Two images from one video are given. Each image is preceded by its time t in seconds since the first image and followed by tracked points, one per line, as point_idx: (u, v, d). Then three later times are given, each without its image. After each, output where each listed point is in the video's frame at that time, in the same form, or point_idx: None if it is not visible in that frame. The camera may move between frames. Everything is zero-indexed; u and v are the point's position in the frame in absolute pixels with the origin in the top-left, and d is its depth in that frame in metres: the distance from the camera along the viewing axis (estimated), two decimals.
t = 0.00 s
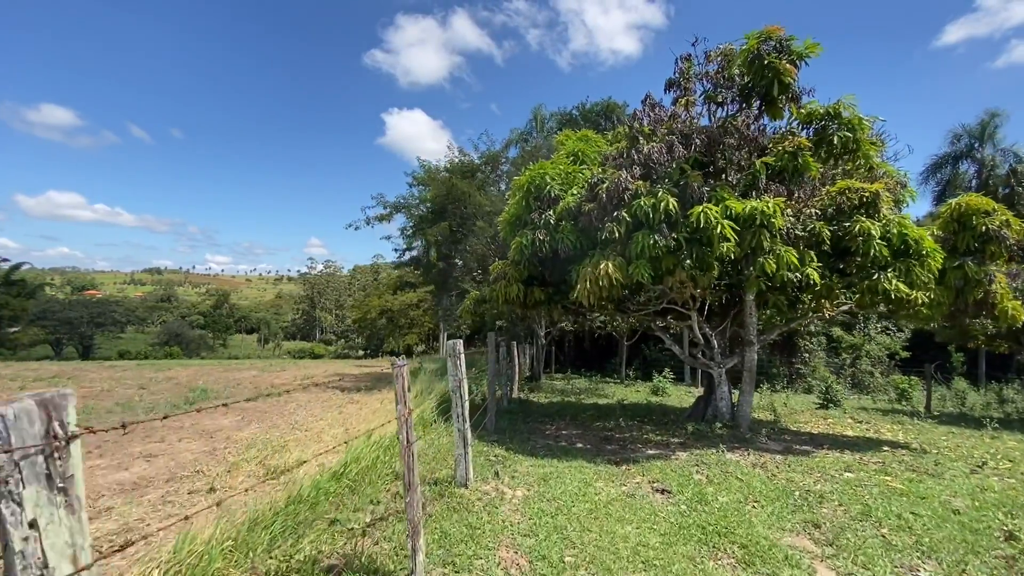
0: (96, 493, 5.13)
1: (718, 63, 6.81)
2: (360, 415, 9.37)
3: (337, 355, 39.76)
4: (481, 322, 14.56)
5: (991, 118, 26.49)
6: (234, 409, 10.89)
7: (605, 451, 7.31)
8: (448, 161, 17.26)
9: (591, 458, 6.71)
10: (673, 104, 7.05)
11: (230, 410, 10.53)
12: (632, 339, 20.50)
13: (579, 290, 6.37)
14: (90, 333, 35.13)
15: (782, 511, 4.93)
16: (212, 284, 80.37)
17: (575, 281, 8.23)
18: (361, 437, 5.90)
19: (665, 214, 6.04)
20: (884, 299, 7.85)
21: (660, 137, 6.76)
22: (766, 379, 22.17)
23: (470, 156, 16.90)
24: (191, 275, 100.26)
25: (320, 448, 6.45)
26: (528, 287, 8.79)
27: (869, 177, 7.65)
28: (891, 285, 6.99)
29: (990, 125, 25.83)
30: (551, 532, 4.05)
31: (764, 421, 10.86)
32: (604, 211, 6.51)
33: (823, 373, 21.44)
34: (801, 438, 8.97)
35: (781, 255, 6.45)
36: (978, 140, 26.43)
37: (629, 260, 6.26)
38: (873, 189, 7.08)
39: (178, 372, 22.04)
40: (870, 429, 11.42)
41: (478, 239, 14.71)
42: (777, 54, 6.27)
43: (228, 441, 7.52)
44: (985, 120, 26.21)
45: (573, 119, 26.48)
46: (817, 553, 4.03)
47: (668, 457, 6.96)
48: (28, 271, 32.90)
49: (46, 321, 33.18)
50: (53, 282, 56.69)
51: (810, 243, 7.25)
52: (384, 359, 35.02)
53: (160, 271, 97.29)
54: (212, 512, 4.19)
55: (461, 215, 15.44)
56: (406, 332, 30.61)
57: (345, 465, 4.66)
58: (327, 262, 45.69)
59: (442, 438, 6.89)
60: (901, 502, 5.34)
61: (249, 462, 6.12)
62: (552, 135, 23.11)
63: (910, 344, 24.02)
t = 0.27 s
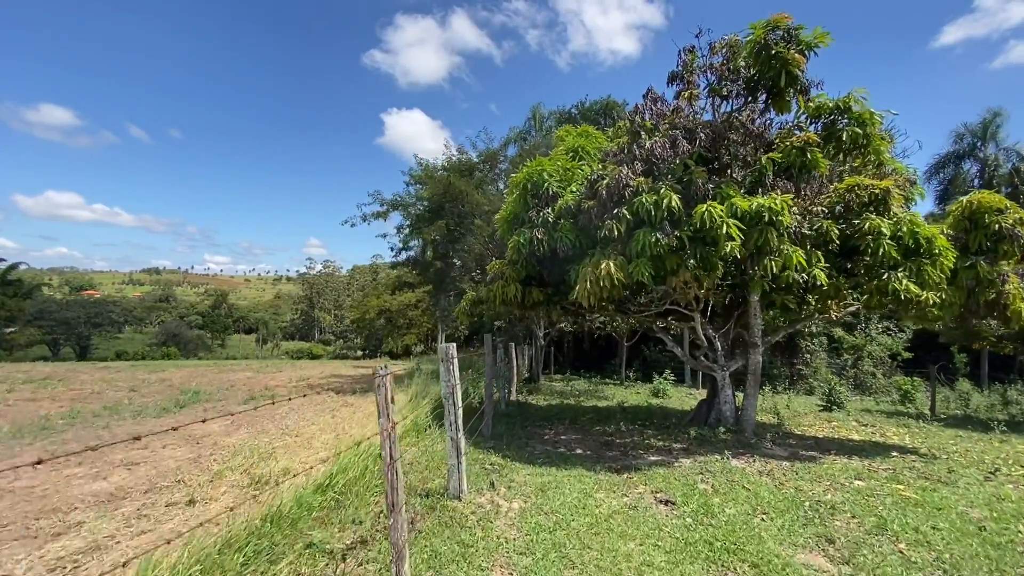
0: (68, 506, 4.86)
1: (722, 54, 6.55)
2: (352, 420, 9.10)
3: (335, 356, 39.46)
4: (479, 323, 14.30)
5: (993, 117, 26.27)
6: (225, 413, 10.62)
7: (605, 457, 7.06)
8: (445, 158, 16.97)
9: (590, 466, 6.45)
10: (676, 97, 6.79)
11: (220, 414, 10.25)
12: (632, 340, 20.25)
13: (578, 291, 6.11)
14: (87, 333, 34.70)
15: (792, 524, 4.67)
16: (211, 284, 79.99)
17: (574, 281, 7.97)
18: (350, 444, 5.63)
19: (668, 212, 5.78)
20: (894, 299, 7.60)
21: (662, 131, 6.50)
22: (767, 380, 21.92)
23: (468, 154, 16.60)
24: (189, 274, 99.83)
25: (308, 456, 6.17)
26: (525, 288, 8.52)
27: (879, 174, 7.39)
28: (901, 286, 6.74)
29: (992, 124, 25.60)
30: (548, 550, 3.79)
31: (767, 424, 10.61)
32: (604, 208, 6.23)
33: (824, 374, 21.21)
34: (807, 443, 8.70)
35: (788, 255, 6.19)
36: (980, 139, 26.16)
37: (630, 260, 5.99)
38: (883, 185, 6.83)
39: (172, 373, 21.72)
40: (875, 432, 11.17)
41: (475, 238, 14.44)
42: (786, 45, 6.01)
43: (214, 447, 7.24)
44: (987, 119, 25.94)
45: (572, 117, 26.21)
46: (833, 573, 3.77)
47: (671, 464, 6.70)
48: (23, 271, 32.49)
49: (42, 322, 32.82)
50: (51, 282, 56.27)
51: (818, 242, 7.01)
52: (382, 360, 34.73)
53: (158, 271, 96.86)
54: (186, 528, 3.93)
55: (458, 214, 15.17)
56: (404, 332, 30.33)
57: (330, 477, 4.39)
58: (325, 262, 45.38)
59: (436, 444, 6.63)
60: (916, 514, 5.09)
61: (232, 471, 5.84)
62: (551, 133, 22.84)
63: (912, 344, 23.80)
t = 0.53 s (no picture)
0: (38, 514, 4.59)
1: (729, 41, 6.29)
2: (345, 421, 8.82)
3: (333, 356, 39.14)
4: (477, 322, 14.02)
5: (995, 114, 26.06)
6: (215, 414, 10.33)
7: (606, 461, 6.80)
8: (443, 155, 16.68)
9: (592, 470, 6.18)
10: (680, 86, 6.53)
11: (210, 416, 9.95)
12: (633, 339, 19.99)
13: (579, 287, 5.83)
14: (84, 333, 34.21)
15: (806, 533, 4.41)
16: (210, 284, 79.56)
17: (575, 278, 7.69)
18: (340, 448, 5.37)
19: (672, 205, 5.52)
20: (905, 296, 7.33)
21: (667, 121, 6.23)
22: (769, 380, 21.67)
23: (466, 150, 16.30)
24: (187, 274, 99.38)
25: (296, 460, 5.89)
26: (524, 285, 8.25)
27: (890, 167, 7.14)
28: (914, 282, 6.49)
29: (995, 121, 25.37)
30: (547, 564, 3.52)
31: (772, 426, 10.34)
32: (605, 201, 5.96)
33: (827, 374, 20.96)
34: (814, 445, 8.42)
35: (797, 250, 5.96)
36: (982, 137, 25.93)
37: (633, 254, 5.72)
38: (895, 178, 6.58)
39: (166, 374, 21.38)
40: (882, 433, 10.91)
41: (473, 236, 14.16)
42: (796, 30, 5.75)
43: (199, 450, 6.95)
44: (990, 117, 25.71)
45: (572, 114, 25.94)
46: None
47: (675, 468, 6.44)
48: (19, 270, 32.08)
49: (37, 322, 32.48)
50: (49, 283, 55.82)
51: (827, 237, 6.75)
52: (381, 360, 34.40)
53: (156, 271, 96.40)
54: (156, 542, 3.66)
55: (456, 211, 14.87)
56: (403, 332, 30.03)
57: (314, 483, 4.13)
58: (323, 261, 45.05)
59: (431, 447, 6.37)
60: (936, 522, 4.83)
61: (215, 476, 5.56)
62: (551, 130, 22.57)
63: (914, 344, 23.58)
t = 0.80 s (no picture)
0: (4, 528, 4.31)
1: (735, 30, 6.04)
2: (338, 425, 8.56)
3: (331, 356, 38.85)
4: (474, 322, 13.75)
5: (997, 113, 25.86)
6: (205, 418, 10.06)
7: (607, 467, 6.54)
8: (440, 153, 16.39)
9: (593, 478, 5.92)
10: (684, 78, 6.27)
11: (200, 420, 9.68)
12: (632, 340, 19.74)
13: (580, 287, 5.56)
14: (80, 333, 33.83)
15: (820, 548, 4.16)
16: (208, 284, 79.17)
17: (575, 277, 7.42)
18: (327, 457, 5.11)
19: (677, 200, 5.26)
20: (916, 296, 7.09)
21: (670, 113, 5.96)
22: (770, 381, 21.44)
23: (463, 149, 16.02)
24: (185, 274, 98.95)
25: (282, 469, 5.63)
26: (522, 285, 7.98)
27: (900, 162, 6.89)
28: (928, 281, 6.24)
29: (997, 120, 25.17)
30: None
31: (776, 429, 10.09)
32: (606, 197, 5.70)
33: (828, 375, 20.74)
34: (820, 450, 8.17)
35: (807, 248, 5.71)
36: (984, 136, 25.73)
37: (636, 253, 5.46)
38: (907, 173, 6.35)
39: (160, 375, 21.07)
40: (889, 436, 10.68)
41: (471, 235, 13.88)
42: (806, 17, 5.49)
43: (184, 457, 6.68)
44: (991, 116, 25.51)
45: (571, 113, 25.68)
46: None
47: (679, 476, 6.18)
48: (14, 270, 31.71)
49: (33, 322, 32.28)
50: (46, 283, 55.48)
51: (836, 235, 6.51)
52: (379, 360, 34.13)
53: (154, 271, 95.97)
54: (125, 562, 3.39)
55: (453, 210, 14.60)
56: (401, 332, 29.76)
57: (296, 497, 3.88)
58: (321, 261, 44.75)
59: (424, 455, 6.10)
60: (956, 535, 4.58)
61: (197, 485, 5.29)
62: (549, 129, 22.30)
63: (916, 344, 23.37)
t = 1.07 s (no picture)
0: None
1: (740, 16, 5.80)
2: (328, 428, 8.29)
3: (329, 357, 38.51)
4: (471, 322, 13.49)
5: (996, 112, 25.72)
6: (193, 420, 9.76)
7: (607, 472, 6.30)
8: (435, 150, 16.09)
9: (592, 484, 5.68)
10: (686, 66, 6.03)
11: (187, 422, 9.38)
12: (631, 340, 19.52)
13: (578, 285, 5.31)
14: (76, 334, 32.96)
15: (834, 561, 3.92)
16: (205, 283, 78.58)
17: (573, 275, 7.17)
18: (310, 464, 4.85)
19: (680, 193, 5.01)
20: (925, 294, 6.87)
21: (672, 102, 5.71)
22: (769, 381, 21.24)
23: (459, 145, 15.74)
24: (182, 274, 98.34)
25: (265, 475, 5.36)
26: (518, 283, 7.73)
27: (910, 155, 6.65)
28: (939, 279, 6.01)
29: (997, 118, 25.03)
30: None
31: (778, 431, 9.89)
32: (605, 189, 5.45)
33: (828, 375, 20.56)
34: (826, 453, 7.93)
35: (815, 243, 5.46)
36: (984, 135, 25.57)
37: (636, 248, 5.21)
38: (917, 167, 6.13)
39: (152, 376, 20.67)
40: (893, 438, 10.47)
41: (467, 233, 13.63)
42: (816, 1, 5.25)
43: (165, 462, 6.39)
44: (990, 115, 25.37)
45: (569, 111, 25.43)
46: None
47: (681, 481, 5.94)
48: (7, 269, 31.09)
49: (29, 322, 31.40)
50: (41, 282, 54.76)
51: (844, 230, 6.27)
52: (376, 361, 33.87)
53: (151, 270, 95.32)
54: None
55: (448, 208, 14.33)
56: (399, 332, 29.44)
57: (272, 507, 3.65)
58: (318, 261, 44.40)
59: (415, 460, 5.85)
60: (975, 546, 4.35)
61: (175, 493, 5.02)
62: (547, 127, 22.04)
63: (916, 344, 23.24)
